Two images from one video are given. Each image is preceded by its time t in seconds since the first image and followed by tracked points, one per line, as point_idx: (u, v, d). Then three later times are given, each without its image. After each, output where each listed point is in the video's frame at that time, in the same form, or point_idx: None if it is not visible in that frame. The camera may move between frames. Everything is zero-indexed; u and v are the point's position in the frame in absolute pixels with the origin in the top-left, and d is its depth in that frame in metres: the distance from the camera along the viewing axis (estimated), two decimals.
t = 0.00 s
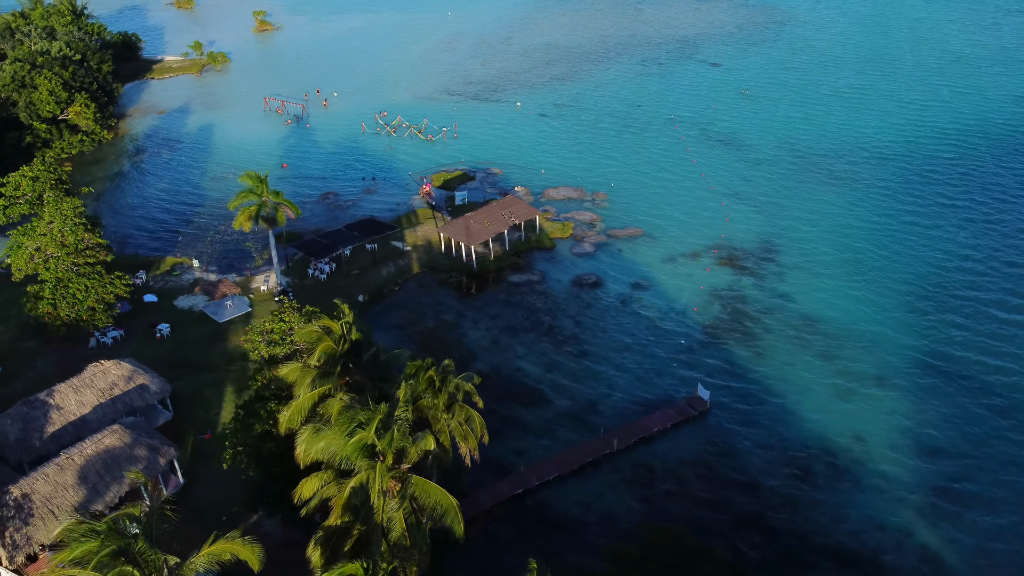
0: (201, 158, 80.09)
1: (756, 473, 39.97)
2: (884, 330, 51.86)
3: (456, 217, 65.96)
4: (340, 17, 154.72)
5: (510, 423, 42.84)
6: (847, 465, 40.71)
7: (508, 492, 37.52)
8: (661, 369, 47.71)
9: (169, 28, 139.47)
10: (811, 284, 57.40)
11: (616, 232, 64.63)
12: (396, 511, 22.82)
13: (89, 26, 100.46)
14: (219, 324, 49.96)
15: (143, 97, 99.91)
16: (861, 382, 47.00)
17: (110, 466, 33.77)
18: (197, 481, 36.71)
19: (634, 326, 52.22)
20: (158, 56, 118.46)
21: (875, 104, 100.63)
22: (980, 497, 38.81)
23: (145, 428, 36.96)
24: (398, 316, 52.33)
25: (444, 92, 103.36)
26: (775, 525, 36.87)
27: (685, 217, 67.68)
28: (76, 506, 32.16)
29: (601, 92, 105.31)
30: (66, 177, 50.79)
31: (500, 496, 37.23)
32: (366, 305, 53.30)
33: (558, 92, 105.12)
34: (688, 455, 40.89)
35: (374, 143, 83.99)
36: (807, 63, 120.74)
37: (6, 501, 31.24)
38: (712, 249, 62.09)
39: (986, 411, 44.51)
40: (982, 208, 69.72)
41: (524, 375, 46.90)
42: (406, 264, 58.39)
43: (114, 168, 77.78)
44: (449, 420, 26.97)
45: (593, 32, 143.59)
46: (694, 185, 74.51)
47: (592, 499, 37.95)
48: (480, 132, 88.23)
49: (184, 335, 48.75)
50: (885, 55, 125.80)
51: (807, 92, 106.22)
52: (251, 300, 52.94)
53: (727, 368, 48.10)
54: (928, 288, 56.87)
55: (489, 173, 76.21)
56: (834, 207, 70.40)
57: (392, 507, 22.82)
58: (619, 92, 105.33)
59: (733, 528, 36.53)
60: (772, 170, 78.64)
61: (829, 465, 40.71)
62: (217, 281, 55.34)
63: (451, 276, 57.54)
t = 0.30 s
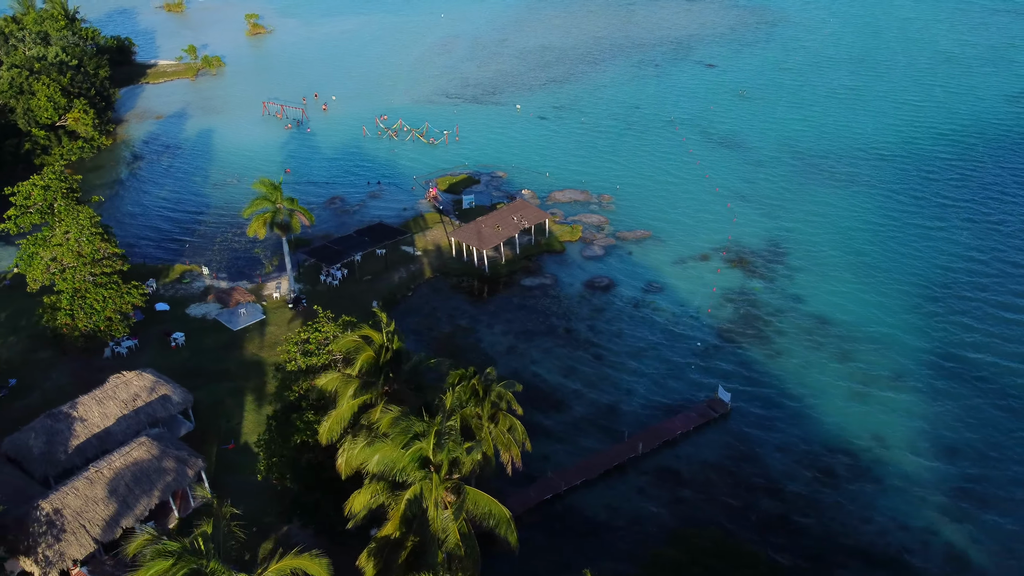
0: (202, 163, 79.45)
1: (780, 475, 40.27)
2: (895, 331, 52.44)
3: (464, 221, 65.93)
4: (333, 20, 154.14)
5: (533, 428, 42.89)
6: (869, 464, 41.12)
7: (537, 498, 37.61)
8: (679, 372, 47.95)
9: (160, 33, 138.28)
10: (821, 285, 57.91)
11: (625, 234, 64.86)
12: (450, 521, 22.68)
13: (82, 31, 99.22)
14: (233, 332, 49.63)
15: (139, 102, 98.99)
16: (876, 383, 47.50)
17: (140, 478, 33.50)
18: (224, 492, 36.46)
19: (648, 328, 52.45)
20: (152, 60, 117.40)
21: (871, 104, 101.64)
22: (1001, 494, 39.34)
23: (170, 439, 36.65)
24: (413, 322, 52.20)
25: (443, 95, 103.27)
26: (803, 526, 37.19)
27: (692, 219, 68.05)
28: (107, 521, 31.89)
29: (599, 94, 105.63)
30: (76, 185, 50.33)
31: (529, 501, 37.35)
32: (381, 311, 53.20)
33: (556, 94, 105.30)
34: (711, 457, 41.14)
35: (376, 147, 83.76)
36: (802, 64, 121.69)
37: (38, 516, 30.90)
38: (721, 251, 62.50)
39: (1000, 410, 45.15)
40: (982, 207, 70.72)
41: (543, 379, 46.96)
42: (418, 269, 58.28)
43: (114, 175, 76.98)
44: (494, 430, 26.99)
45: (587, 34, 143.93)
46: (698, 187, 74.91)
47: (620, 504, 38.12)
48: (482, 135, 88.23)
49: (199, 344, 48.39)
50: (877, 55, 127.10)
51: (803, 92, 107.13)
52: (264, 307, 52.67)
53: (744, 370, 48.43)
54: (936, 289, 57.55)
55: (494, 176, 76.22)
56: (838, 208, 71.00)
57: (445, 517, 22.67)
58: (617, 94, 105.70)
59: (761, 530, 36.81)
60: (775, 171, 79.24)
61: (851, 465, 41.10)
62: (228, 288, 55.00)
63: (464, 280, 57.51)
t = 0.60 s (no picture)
0: (200, 169, 78.72)
1: (801, 476, 40.64)
2: (903, 330, 53.03)
3: (470, 226, 65.92)
4: (322, 23, 153.34)
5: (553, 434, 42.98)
6: (887, 463, 41.59)
7: (563, 504, 37.70)
8: (694, 374, 48.23)
9: (148, 37, 136.84)
10: (828, 285, 58.46)
11: (630, 237, 65.13)
12: (501, 532, 22.64)
13: (72, 36, 97.80)
14: (246, 341, 49.28)
15: (132, 108, 97.90)
16: (888, 382, 48.05)
17: (167, 493, 33.18)
18: (248, 504, 36.13)
19: (660, 331, 52.71)
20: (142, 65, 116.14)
21: (864, 104, 102.73)
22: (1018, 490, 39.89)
23: (194, 452, 36.32)
24: (425, 328, 52.09)
25: (439, 98, 103.09)
26: (826, 527, 37.57)
27: (696, 221, 68.46)
28: (136, 536, 31.50)
29: (594, 96, 105.93)
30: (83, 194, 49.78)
31: (556, 507, 37.43)
32: (392, 317, 53.08)
33: (552, 96, 105.45)
34: (732, 460, 41.45)
35: (376, 152, 83.46)
36: (793, 64, 122.73)
37: (67, 534, 30.34)
38: (727, 252, 62.94)
39: (1011, 407, 45.82)
40: (978, 205, 71.76)
41: (560, 384, 47.04)
42: (426, 274, 58.16)
43: (111, 183, 76.09)
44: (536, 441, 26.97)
45: (578, 35, 144.20)
46: (700, 189, 75.36)
47: (646, 508, 38.31)
48: (481, 138, 88.22)
49: (212, 353, 47.99)
50: (866, 55, 128.48)
51: (795, 92, 108.12)
52: (274, 315, 52.35)
53: (757, 371, 48.81)
54: (941, 287, 58.22)
55: (495, 180, 76.22)
56: (838, 208, 71.68)
57: (496, 528, 22.62)
58: (612, 95, 106.07)
59: (786, 531, 37.13)
60: (774, 171, 79.92)
61: (869, 465, 41.56)
62: (237, 297, 54.62)
63: (473, 285, 57.46)
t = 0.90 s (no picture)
0: (198, 176, 77.97)
1: (820, 477, 41.08)
2: (910, 329, 53.79)
3: (474, 230, 65.83)
4: (310, 27, 152.39)
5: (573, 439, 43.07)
6: (902, 462, 42.17)
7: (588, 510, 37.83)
8: (708, 377, 48.60)
9: (134, 42, 135.14)
10: (832, 286, 59.16)
11: (635, 239, 65.44)
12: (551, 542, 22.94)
13: (61, 42, 96.36)
14: (258, 351, 48.88)
15: (123, 113, 96.80)
16: (898, 380, 48.72)
17: (194, 508, 32.84)
18: (272, 517, 35.91)
19: (671, 334, 53.03)
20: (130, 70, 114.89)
21: (854, 104, 103.92)
22: None
23: (218, 465, 35.99)
24: (438, 335, 51.98)
25: (433, 101, 102.92)
26: (849, 527, 38.01)
27: (698, 224, 68.96)
28: (166, 553, 31.12)
29: (587, 98, 106.24)
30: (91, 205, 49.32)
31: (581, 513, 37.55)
32: (403, 324, 52.92)
33: (546, 99, 105.62)
34: (751, 462, 41.83)
35: (373, 156, 83.14)
36: (781, 64, 123.86)
37: (96, 553, 29.98)
38: (731, 254, 63.46)
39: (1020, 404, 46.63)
40: (973, 204, 72.73)
41: (576, 388, 47.17)
42: (434, 279, 58.03)
43: (108, 192, 75.16)
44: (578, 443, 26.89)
45: (567, 37, 144.45)
46: (698, 191, 76.02)
47: (670, 512, 38.53)
48: (478, 142, 88.14)
49: (224, 363, 47.57)
50: (853, 55, 129.95)
51: (787, 93, 109.04)
52: (284, 324, 51.99)
53: (770, 373, 49.26)
54: (942, 286, 59.08)
55: (496, 183, 76.23)
56: (836, 208, 72.58)
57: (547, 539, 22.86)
58: (605, 97, 106.43)
59: (810, 532, 37.54)
60: (771, 172, 80.76)
61: (886, 464, 42.12)
62: (244, 306, 54.16)
63: (482, 290, 57.45)
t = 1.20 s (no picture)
0: (198, 184, 77.29)
1: (840, 478, 41.48)
2: (918, 328, 54.42)
3: (480, 235, 65.76)
4: (299, 30, 151.53)
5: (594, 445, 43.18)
6: (919, 461, 42.65)
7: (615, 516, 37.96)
8: (722, 380, 48.94)
9: (122, 47, 133.66)
10: (838, 287, 59.75)
11: (640, 243, 65.71)
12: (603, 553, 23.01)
13: (51, 48, 94.88)
14: (271, 361, 48.50)
15: (117, 120, 95.73)
16: (909, 379, 49.28)
17: (224, 523, 32.54)
18: (300, 531, 35.63)
19: (683, 337, 53.33)
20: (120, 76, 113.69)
21: (847, 104, 104.93)
22: None
23: (244, 479, 35.75)
24: (452, 342, 51.91)
25: (429, 105, 102.75)
26: (871, 527, 38.41)
27: (702, 226, 69.37)
28: (198, 569, 30.82)
29: (583, 100, 106.52)
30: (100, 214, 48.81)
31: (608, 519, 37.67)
32: (415, 331, 52.73)
33: (542, 102, 105.74)
34: (771, 464, 42.18)
35: (373, 162, 82.86)
36: (772, 65, 124.78)
37: (129, 570, 29.67)
38: (737, 256, 63.88)
39: None
40: (971, 203, 73.42)
41: (593, 393, 47.29)
42: (444, 286, 57.92)
43: (106, 201, 74.24)
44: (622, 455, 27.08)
45: (558, 39, 144.67)
46: (700, 192, 76.50)
47: (695, 516, 38.77)
48: (478, 146, 88.10)
49: (239, 374, 47.18)
50: (843, 56, 131.22)
51: (780, 94, 109.80)
52: (297, 333, 51.66)
53: (783, 375, 49.66)
54: (947, 285, 59.78)
55: (498, 188, 76.22)
56: (836, 208, 73.30)
57: (599, 550, 22.97)
58: (600, 100, 106.78)
59: (833, 534, 37.90)
60: (770, 173, 81.45)
61: (903, 463, 42.59)
62: (255, 315, 53.74)
63: (492, 295, 57.42)
